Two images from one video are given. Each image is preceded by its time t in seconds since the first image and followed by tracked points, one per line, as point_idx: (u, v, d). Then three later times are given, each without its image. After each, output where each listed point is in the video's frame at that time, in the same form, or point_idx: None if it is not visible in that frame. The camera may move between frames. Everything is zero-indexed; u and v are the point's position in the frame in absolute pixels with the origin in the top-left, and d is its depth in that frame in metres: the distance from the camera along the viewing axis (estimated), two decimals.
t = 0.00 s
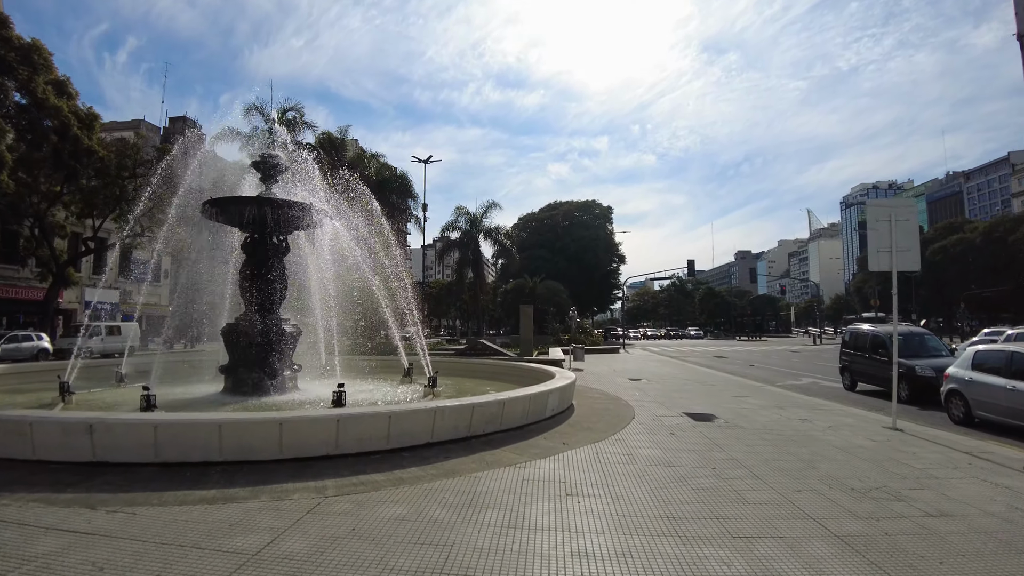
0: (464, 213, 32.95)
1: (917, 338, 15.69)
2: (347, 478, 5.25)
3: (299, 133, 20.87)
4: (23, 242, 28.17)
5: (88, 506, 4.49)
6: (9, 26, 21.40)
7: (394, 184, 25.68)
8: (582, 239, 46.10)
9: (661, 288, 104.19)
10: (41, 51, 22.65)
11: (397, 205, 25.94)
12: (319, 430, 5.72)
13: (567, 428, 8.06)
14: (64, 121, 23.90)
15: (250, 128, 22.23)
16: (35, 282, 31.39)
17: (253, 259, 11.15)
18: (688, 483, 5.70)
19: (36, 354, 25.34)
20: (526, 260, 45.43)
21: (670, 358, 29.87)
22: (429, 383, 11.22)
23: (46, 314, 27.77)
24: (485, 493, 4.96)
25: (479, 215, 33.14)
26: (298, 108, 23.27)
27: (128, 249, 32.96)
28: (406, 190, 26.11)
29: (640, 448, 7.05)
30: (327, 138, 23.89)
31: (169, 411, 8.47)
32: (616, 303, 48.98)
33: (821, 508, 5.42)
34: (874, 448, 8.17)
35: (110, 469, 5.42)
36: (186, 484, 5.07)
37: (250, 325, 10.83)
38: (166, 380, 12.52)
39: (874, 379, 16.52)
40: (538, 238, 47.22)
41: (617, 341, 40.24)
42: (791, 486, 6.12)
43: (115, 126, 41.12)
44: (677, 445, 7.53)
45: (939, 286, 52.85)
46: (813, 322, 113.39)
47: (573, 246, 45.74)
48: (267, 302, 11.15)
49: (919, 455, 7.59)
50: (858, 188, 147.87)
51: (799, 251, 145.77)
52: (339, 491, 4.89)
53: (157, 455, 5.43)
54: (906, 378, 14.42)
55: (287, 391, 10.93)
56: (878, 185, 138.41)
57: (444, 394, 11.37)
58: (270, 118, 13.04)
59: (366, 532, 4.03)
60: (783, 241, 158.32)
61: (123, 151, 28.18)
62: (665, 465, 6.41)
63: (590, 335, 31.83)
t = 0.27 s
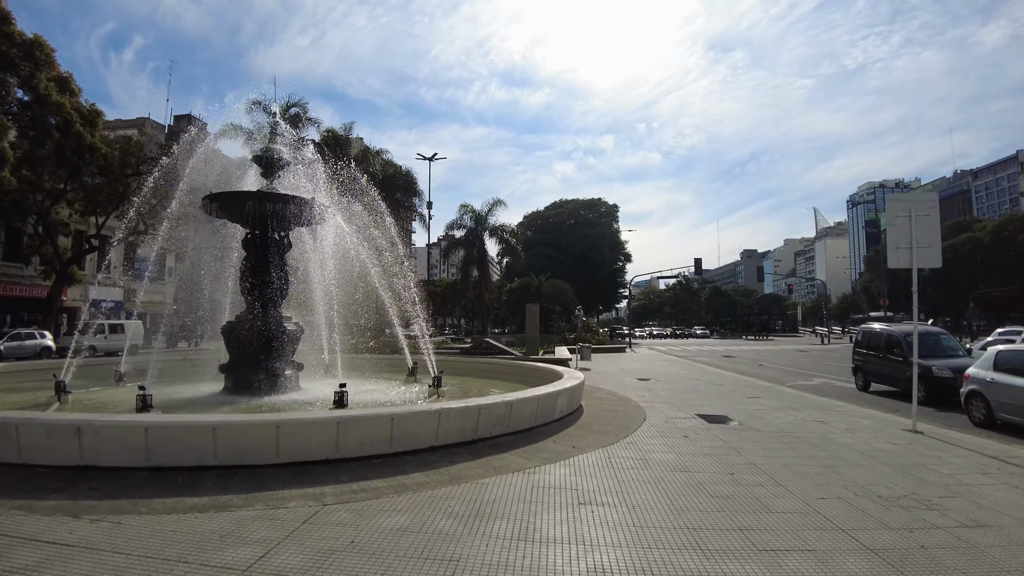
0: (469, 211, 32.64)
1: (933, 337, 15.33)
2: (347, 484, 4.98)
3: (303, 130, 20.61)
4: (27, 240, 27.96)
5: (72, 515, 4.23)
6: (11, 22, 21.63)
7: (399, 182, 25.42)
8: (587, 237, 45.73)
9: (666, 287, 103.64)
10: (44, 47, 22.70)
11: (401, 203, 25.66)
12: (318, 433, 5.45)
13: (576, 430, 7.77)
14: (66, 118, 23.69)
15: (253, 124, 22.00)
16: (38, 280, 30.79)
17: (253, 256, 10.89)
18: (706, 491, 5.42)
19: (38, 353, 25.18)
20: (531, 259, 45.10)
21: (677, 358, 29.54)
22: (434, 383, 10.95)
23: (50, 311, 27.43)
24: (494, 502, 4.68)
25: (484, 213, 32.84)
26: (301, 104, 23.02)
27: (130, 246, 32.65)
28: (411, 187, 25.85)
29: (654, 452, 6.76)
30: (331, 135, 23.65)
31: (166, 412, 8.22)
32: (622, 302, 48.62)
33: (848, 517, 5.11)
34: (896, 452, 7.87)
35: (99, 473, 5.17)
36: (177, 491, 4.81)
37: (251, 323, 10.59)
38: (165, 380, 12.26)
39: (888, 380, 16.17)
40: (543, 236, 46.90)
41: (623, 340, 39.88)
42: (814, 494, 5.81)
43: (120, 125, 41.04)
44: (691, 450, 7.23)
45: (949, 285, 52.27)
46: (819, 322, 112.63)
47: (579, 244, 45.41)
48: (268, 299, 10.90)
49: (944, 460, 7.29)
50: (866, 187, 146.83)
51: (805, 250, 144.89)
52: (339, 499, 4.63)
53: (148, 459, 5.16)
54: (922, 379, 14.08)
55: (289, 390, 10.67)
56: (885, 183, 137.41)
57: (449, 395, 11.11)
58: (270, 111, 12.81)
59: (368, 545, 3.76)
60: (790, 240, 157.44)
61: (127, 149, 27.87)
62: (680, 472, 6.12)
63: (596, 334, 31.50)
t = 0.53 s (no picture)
0: (475, 211, 32.42)
1: (949, 339, 14.99)
2: (348, 496, 4.75)
3: (307, 129, 20.44)
4: (32, 240, 27.81)
5: (58, 530, 4.00)
6: (15, 22, 21.64)
7: (405, 181, 25.22)
8: (593, 237, 45.44)
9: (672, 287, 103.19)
10: (48, 46, 22.65)
11: (407, 203, 25.46)
12: (319, 441, 5.21)
13: (587, 437, 7.53)
14: (70, 117, 23.51)
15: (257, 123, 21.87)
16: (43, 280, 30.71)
17: (255, 255, 10.68)
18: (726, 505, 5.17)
19: (43, 353, 25.12)
20: (536, 259, 44.86)
21: (685, 360, 29.24)
22: (439, 386, 10.73)
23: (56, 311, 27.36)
24: (504, 517, 4.44)
25: (490, 213, 32.60)
26: (307, 103, 22.85)
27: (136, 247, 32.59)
28: (416, 187, 25.64)
29: (668, 461, 6.51)
30: (336, 135, 23.50)
31: (164, 416, 8.01)
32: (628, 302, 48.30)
33: (877, 532, 4.84)
34: (918, 461, 7.59)
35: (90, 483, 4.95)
36: (171, 502, 4.58)
37: (253, 323, 10.36)
38: (167, 382, 12.07)
39: (903, 383, 15.84)
40: (549, 237, 46.64)
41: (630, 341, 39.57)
42: (837, 506, 5.55)
43: (126, 125, 41.04)
44: (707, 460, 6.98)
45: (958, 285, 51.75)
46: (827, 323, 111.89)
47: (585, 244, 45.13)
48: (271, 299, 10.68)
49: (969, 469, 7.02)
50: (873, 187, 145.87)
51: (812, 250, 144.06)
52: (341, 513, 4.39)
53: (142, 469, 4.94)
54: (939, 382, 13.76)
55: (291, 393, 10.44)
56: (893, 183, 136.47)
57: (455, 398, 10.89)
58: (275, 108, 12.65)
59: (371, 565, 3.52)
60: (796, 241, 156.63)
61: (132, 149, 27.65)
62: (696, 486, 5.85)
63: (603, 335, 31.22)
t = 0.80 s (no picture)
0: (480, 211, 32.13)
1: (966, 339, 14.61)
2: (349, 505, 4.50)
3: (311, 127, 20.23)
4: (37, 240, 27.66)
5: (39, 541, 3.75)
6: (18, 21, 21.65)
7: (409, 180, 24.98)
8: (599, 237, 45.09)
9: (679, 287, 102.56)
10: (51, 46, 22.58)
11: (412, 202, 25.22)
12: (318, 445, 4.95)
13: (597, 441, 7.26)
14: (73, 116, 23.34)
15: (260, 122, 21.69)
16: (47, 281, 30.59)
17: (256, 254, 10.43)
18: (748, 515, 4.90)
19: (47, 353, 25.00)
20: (542, 259, 44.55)
21: (693, 361, 28.87)
22: (445, 388, 10.47)
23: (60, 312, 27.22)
24: (513, 528, 4.18)
25: (495, 213, 32.31)
26: (311, 102, 22.63)
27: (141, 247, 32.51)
28: (421, 186, 25.39)
29: (683, 468, 6.25)
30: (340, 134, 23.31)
31: (161, 419, 7.76)
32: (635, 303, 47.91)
33: (910, 544, 4.55)
34: (943, 466, 7.29)
35: (77, 489, 4.71)
36: (161, 511, 4.34)
37: (254, 323, 10.09)
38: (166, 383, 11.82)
39: (918, 384, 15.46)
40: (555, 237, 46.32)
41: (636, 341, 39.19)
42: (865, 516, 5.25)
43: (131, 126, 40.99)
44: (723, 467, 6.69)
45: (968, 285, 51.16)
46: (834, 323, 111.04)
47: (591, 245, 44.78)
48: (272, 299, 10.42)
49: (998, 475, 6.72)
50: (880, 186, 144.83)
51: (819, 250, 143.08)
52: (341, 523, 4.14)
53: (132, 475, 4.69)
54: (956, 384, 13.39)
55: (292, 395, 10.16)
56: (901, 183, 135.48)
57: (460, 400, 10.63)
58: (277, 104, 12.45)
59: None
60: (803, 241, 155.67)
61: (136, 149, 27.48)
62: (714, 496, 5.57)
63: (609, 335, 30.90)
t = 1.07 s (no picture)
0: (486, 210, 31.84)
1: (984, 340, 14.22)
2: (349, 519, 4.22)
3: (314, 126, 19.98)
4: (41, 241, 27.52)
5: (14, 561, 3.48)
6: (20, 20, 21.52)
7: (414, 179, 24.73)
8: (606, 237, 44.71)
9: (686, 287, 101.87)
10: (54, 45, 22.43)
11: (417, 202, 24.98)
12: (316, 454, 4.69)
13: (610, 448, 6.99)
14: (77, 116, 23.13)
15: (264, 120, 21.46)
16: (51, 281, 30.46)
17: (257, 253, 10.16)
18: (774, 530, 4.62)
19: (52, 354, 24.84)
20: (548, 259, 44.21)
21: (702, 361, 28.51)
22: (451, 390, 10.19)
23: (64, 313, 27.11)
24: (524, 546, 3.91)
25: (501, 212, 32.02)
26: (315, 100, 22.38)
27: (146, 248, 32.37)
28: (426, 185, 25.11)
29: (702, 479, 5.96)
30: (344, 133, 23.07)
31: (157, 424, 7.49)
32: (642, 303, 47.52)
33: (949, 560, 4.25)
34: (971, 474, 6.99)
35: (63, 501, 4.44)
36: (150, 525, 4.06)
37: (254, 325, 9.80)
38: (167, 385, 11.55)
39: (936, 386, 15.06)
40: (560, 237, 45.96)
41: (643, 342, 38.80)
42: (897, 530, 4.94)
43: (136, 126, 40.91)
44: (743, 478, 6.37)
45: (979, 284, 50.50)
46: (842, 323, 110.27)
47: (597, 244, 44.42)
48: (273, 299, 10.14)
49: None
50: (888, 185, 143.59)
51: (826, 250, 142.06)
52: (340, 539, 3.87)
53: (121, 486, 4.42)
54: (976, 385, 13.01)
55: (294, 398, 9.86)
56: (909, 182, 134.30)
57: (467, 403, 10.36)
58: (279, 100, 12.19)
59: None
60: (810, 240, 154.74)
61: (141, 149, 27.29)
62: (736, 509, 5.26)
63: (617, 336, 30.53)
